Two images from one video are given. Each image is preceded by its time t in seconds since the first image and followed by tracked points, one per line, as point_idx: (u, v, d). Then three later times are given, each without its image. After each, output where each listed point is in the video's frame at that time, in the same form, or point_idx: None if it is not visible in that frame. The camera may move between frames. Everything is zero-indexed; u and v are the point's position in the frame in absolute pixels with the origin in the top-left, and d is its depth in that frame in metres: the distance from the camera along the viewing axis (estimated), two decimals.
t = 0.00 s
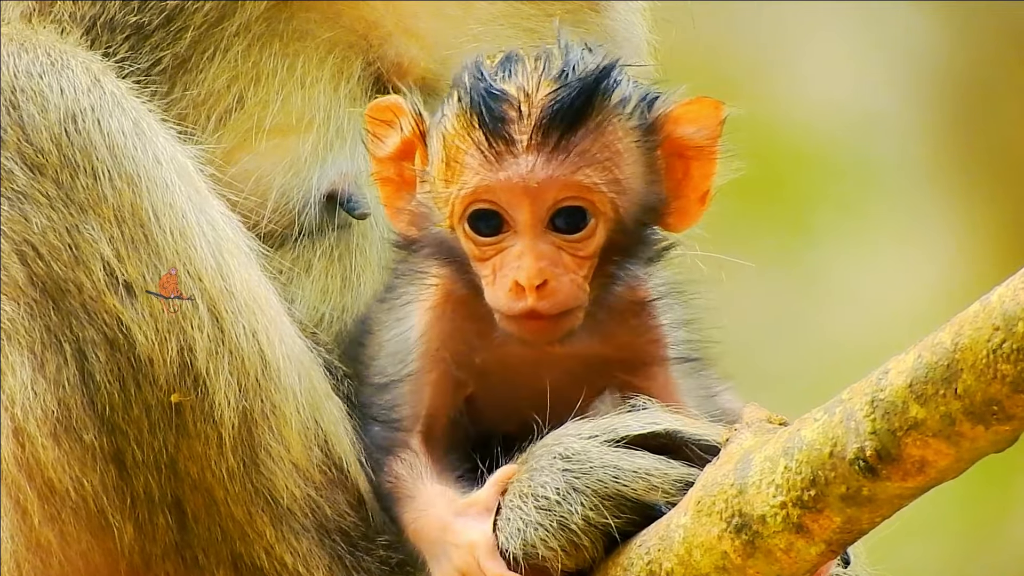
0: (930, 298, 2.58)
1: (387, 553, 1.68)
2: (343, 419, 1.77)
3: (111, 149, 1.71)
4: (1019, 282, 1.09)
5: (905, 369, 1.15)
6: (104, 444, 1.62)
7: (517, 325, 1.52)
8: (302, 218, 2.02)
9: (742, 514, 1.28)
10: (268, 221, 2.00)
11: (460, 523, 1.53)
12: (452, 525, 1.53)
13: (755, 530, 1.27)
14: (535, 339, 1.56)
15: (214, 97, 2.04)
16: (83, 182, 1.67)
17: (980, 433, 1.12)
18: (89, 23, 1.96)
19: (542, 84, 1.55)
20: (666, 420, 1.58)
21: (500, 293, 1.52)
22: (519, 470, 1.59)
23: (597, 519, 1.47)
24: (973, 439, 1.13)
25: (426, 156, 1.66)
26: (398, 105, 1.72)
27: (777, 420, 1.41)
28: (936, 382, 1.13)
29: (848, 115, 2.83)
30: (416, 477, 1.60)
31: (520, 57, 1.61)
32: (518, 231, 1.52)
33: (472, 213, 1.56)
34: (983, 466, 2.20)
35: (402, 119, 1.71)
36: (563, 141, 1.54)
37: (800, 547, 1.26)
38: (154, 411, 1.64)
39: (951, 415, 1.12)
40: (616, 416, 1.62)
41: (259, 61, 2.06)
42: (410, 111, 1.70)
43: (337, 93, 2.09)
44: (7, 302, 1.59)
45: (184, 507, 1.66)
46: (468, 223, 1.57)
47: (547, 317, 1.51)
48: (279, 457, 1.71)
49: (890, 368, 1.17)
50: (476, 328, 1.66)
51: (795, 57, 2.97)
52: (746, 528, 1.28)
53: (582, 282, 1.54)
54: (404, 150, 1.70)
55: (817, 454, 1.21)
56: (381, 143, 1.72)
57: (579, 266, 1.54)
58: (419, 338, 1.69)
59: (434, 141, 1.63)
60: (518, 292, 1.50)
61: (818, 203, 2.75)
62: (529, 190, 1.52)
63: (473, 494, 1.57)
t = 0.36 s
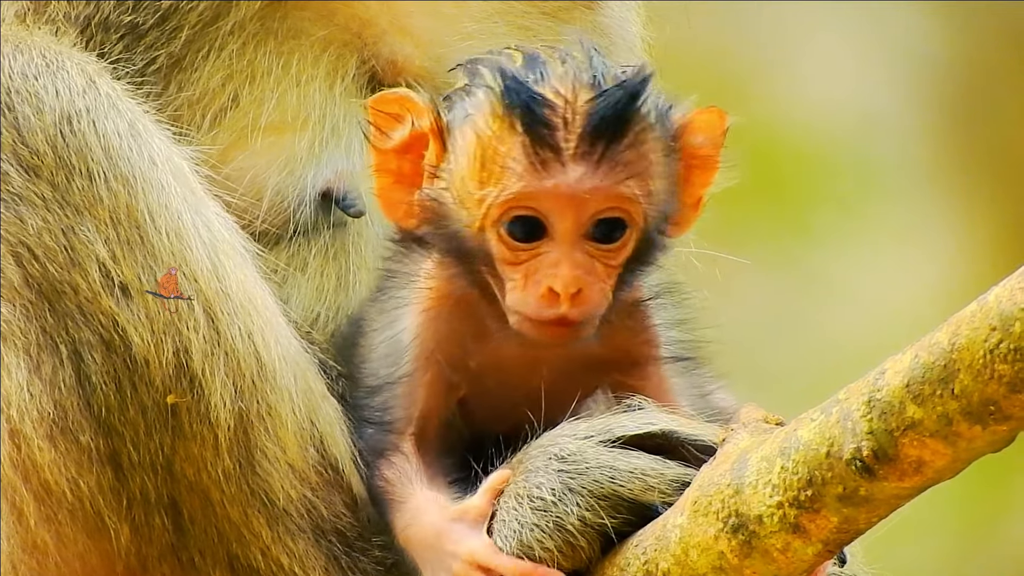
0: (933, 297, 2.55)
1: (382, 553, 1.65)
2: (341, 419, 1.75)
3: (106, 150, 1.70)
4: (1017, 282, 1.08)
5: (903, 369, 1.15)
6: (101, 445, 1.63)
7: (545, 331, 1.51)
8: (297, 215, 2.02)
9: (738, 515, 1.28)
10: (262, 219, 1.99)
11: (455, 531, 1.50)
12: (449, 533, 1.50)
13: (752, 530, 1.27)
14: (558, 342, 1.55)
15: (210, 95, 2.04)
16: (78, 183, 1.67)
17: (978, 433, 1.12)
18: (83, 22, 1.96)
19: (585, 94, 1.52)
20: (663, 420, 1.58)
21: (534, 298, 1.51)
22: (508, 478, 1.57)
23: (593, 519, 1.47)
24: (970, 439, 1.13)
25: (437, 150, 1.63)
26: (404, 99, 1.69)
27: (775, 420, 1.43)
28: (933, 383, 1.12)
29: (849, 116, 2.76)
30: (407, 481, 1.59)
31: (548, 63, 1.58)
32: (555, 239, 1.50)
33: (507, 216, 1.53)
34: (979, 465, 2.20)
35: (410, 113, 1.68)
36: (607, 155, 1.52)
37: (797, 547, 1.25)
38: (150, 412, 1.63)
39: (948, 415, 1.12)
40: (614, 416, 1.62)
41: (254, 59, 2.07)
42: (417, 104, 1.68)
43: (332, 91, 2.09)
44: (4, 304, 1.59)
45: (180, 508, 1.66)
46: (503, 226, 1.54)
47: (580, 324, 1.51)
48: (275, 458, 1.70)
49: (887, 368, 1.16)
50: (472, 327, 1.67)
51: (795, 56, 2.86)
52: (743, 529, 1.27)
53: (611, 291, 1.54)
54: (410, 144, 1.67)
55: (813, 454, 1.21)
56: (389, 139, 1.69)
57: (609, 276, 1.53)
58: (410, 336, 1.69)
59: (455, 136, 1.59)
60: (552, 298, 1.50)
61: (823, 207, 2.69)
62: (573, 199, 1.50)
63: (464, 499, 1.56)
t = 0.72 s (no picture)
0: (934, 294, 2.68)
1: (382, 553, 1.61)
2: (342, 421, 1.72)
3: (107, 150, 1.71)
4: (1017, 282, 1.09)
5: (903, 369, 1.15)
6: (101, 445, 1.63)
7: (606, 284, 1.53)
8: (298, 215, 2.01)
9: (739, 515, 1.28)
10: (263, 219, 1.99)
11: (455, 538, 1.48)
12: (448, 540, 1.48)
13: (752, 531, 1.27)
14: (613, 300, 1.55)
15: (210, 94, 2.06)
16: (79, 183, 1.68)
17: (978, 433, 1.13)
18: (84, 21, 1.99)
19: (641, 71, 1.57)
20: (664, 421, 1.59)
21: (609, 249, 1.51)
22: (507, 484, 1.55)
23: (594, 519, 1.47)
24: (971, 439, 1.13)
25: (485, 125, 1.59)
26: (439, 77, 1.65)
27: (774, 419, 1.42)
28: (933, 383, 1.12)
29: (848, 116, 2.56)
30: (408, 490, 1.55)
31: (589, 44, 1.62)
32: (632, 191, 1.51)
33: (580, 167, 1.52)
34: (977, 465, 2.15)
35: (448, 89, 1.63)
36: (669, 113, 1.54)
37: (798, 547, 1.25)
38: (150, 412, 1.63)
39: (948, 415, 1.12)
40: (614, 417, 1.62)
41: (255, 59, 2.08)
42: (454, 81, 1.63)
43: (333, 90, 2.08)
44: (5, 303, 1.59)
45: (180, 507, 1.66)
46: (577, 175, 1.52)
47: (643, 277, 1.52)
48: (275, 457, 1.70)
49: (888, 369, 1.16)
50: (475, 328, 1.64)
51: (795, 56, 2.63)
52: (743, 529, 1.27)
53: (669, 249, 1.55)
54: (449, 122, 1.62)
55: (814, 455, 1.21)
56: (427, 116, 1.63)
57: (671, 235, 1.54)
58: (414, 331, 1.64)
59: (509, 105, 1.57)
60: (628, 249, 1.50)
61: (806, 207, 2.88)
62: (653, 150, 1.51)
63: (464, 508, 1.52)
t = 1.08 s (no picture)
0: (934, 295, 2.97)
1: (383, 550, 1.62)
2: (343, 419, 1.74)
3: (113, 146, 1.71)
4: (1019, 280, 1.09)
5: (905, 367, 1.15)
6: (104, 441, 1.63)
7: (687, 257, 1.61)
8: (303, 216, 2.00)
9: (742, 513, 1.28)
10: (268, 218, 1.98)
11: (456, 538, 1.47)
12: (449, 540, 1.47)
13: (755, 529, 1.27)
14: (689, 275, 1.62)
15: (214, 94, 2.04)
16: (84, 180, 1.68)
17: (980, 432, 1.12)
18: (89, 20, 1.96)
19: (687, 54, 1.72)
20: (667, 419, 1.59)
21: (686, 219, 1.60)
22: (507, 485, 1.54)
23: (597, 516, 1.47)
24: (973, 438, 1.13)
25: (543, 113, 1.72)
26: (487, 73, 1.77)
27: (776, 417, 1.42)
28: (936, 381, 1.13)
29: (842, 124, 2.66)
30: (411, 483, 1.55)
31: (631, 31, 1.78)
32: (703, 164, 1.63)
33: (651, 142, 1.65)
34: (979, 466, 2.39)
35: (501, 83, 1.75)
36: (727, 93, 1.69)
37: (800, 545, 1.26)
38: (154, 409, 1.63)
39: (950, 414, 1.13)
40: (619, 414, 1.62)
41: (259, 58, 2.08)
42: (505, 76, 1.75)
43: (337, 90, 2.10)
44: (8, 299, 1.60)
45: (184, 504, 1.66)
46: (651, 147, 1.65)
47: (720, 248, 1.60)
48: (279, 454, 1.70)
49: (891, 366, 1.17)
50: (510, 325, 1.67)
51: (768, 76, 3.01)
52: (746, 527, 1.28)
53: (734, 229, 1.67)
54: (504, 114, 1.74)
55: (817, 453, 1.21)
56: (481, 110, 1.75)
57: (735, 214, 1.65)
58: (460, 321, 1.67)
59: (573, 91, 1.72)
60: (706, 218, 1.60)
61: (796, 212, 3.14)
62: (719, 125, 1.66)
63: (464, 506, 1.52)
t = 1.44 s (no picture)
0: (934, 294, 2.98)
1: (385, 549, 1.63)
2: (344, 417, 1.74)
3: (113, 143, 1.71)
4: (1018, 279, 1.09)
5: (904, 366, 1.15)
6: (103, 439, 1.63)
7: (693, 261, 1.61)
8: (302, 217, 2.01)
9: (740, 512, 1.28)
10: (269, 219, 1.99)
11: (460, 515, 1.49)
12: (453, 518, 1.49)
13: (753, 528, 1.27)
14: (693, 279, 1.62)
15: (215, 94, 2.04)
16: (84, 176, 1.68)
17: (979, 431, 1.12)
18: (89, 19, 1.96)
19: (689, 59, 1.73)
20: (666, 419, 1.59)
21: (693, 223, 1.61)
22: (516, 467, 1.55)
23: (595, 515, 1.48)
24: (972, 437, 1.13)
25: (545, 117, 1.70)
26: (485, 78, 1.73)
27: (774, 416, 1.42)
28: (935, 380, 1.13)
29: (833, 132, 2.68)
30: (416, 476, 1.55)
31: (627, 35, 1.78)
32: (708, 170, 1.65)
33: (658, 146, 1.65)
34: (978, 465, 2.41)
35: (500, 89, 1.72)
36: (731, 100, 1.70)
37: (799, 545, 1.26)
38: (153, 406, 1.63)
39: (949, 413, 1.13)
40: (618, 413, 1.62)
41: (259, 58, 2.08)
42: (504, 81, 1.72)
43: (337, 90, 2.10)
44: (7, 296, 1.61)
45: (183, 502, 1.66)
46: (659, 151, 1.65)
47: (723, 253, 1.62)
48: (278, 453, 1.69)
49: (889, 366, 1.17)
50: (507, 330, 1.66)
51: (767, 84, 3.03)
52: (745, 527, 1.28)
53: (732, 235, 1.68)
54: (504, 119, 1.72)
55: (816, 452, 1.21)
56: (481, 117, 1.72)
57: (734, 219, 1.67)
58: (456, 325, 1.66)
59: (576, 95, 1.71)
60: (712, 222, 1.61)
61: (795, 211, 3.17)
62: (723, 130, 1.67)
63: (472, 486, 1.53)
